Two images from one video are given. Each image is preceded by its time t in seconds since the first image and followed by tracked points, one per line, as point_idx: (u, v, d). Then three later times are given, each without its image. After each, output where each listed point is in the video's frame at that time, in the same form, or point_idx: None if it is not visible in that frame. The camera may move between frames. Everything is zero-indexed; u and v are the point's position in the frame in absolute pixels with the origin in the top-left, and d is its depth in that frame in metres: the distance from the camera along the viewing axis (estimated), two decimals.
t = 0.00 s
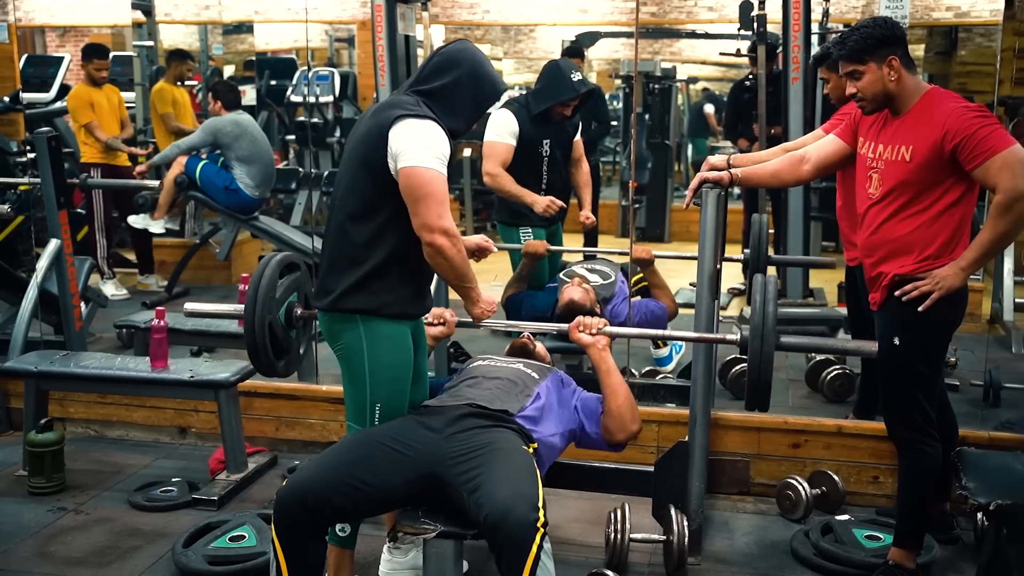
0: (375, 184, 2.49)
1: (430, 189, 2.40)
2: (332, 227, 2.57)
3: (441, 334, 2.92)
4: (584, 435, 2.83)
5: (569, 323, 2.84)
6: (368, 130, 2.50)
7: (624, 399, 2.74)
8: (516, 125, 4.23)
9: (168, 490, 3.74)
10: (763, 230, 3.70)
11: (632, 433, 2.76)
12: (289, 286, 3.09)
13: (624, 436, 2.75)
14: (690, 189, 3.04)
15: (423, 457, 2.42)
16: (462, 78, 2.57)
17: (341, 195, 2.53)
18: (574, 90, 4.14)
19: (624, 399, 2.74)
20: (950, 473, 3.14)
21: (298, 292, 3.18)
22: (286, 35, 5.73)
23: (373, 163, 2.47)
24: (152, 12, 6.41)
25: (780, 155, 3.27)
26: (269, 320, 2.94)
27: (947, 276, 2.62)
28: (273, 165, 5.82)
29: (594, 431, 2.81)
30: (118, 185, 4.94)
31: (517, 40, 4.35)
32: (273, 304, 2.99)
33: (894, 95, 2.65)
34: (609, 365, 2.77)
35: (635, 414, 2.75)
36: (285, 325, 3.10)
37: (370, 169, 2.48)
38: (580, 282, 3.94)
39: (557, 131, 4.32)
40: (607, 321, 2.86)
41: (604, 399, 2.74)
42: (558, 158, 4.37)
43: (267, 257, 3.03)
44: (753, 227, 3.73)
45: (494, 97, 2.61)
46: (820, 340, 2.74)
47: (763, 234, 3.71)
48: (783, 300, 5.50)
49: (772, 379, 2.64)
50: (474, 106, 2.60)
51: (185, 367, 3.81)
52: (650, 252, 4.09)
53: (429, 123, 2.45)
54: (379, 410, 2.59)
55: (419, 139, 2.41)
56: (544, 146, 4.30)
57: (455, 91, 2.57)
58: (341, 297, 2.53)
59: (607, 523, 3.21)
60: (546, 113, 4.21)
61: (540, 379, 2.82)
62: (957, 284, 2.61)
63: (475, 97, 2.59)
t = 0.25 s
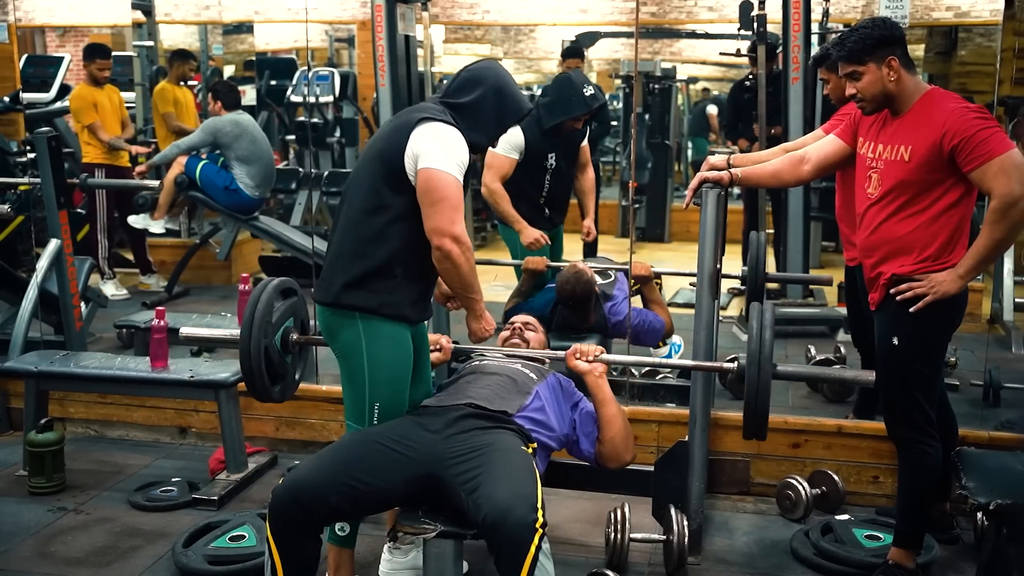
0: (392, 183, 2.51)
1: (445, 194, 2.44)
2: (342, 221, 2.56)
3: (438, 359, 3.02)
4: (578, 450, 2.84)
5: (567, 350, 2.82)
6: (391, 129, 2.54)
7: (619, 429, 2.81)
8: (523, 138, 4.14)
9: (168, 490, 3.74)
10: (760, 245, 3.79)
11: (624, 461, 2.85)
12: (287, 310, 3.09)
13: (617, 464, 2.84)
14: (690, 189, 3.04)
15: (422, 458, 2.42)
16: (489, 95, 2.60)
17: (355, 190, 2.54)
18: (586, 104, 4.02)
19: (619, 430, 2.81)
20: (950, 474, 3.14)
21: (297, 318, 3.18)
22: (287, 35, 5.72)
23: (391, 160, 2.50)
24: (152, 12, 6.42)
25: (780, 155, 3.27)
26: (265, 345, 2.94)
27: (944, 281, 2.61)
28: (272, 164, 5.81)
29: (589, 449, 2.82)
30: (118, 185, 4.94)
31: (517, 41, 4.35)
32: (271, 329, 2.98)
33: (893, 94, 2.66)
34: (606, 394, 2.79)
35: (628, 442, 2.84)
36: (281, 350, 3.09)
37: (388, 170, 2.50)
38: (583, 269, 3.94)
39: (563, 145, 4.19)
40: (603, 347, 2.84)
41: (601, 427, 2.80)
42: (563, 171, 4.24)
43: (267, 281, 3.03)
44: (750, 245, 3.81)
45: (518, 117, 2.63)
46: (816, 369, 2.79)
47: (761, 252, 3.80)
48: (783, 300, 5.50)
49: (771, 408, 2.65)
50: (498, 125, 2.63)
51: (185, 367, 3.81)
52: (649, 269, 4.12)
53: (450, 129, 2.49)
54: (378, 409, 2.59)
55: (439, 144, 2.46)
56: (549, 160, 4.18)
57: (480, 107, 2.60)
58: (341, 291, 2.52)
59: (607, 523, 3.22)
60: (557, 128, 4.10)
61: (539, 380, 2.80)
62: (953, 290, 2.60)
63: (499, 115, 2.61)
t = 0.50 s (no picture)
0: (413, 189, 2.50)
1: (471, 214, 2.46)
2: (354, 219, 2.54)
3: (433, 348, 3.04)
4: (579, 445, 2.83)
5: (565, 340, 2.86)
6: (416, 135, 2.52)
7: (620, 420, 2.77)
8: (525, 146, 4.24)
9: (168, 490, 3.74)
10: (761, 239, 3.74)
11: (626, 452, 2.80)
12: (283, 299, 3.11)
13: (618, 455, 2.79)
14: (690, 189, 3.04)
15: (422, 458, 2.41)
16: (504, 110, 2.63)
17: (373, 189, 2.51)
18: (589, 117, 4.14)
19: (619, 420, 2.77)
20: (950, 474, 3.14)
21: (293, 306, 3.19)
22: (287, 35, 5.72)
23: (415, 166, 2.48)
24: (152, 12, 6.31)
25: (780, 155, 3.27)
26: (261, 332, 2.94)
27: (944, 282, 2.61)
28: (273, 165, 5.82)
29: (589, 443, 2.81)
30: (118, 185, 4.94)
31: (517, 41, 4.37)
32: (267, 317, 2.99)
33: (893, 95, 2.66)
34: (606, 385, 2.79)
35: (630, 434, 2.79)
36: (278, 338, 3.11)
37: (410, 176, 2.49)
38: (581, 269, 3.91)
39: (564, 154, 4.30)
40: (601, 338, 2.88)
41: (600, 418, 2.76)
42: (561, 177, 4.34)
43: (264, 268, 3.04)
44: (751, 239, 3.77)
45: (530, 134, 2.66)
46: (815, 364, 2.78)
47: (762, 246, 3.74)
48: (783, 300, 5.50)
49: (768, 403, 2.65)
50: (511, 141, 2.66)
51: (185, 367, 3.81)
52: (649, 263, 4.09)
53: (478, 146, 2.49)
54: (382, 413, 2.59)
55: (468, 162, 2.46)
56: (546, 166, 4.29)
57: (495, 121, 2.63)
58: (349, 292, 2.51)
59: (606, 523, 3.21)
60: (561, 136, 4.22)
61: (539, 378, 2.79)
62: (953, 292, 2.60)
63: (513, 130, 2.65)
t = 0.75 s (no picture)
0: (436, 198, 2.49)
1: (487, 223, 2.47)
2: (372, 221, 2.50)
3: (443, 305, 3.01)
4: (587, 423, 2.77)
5: (569, 298, 2.77)
6: (445, 143, 2.51)
7: (622, 373, 2.66)
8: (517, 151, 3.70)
9: (168, 490, 3.74)
10: (764, 214, 3.69)
11: (632, 408, 2.68)
12: (289, 255, 3.11)
13: (623, 411, 2.68)
14: (690, 189, 3.04)
15: (424, 455, 2.41)
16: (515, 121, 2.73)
17: (397, 191, 2.49)
18: (591, 125, 3.57)
19: (623, 372, 2.66)
20: (950, 474, 3.13)
21: (297, 262, 3.20)
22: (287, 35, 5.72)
23: (442, 176, 2.48)
24: (152, 11, 6.25)
25: (780, 155, 3.27)
26: (267, 292, 2.95)
27: (944, 284, 2.61)
28: (273, 164, 5.82)
29: (594, 415, 2.75)
30: (118, 184, 4.93)
31: (517, 40, 4.35)
32: (272, 277, 3.00)
33: (893, 95, 2.65)
34: (609, 339, 2.69)
35: (634, 390, 2.67)
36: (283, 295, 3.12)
37: (436, 183, 2.48)
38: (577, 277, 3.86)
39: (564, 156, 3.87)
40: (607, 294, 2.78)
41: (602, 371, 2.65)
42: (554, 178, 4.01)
43: (268, 226, 3.03)
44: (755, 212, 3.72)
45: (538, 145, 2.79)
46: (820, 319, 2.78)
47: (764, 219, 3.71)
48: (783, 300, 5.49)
49: (773, 361, 2.65)
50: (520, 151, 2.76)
51: (185, 367, 3.81)
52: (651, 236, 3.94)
53: (500, 161, 2.52)
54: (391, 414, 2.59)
55: (493, 177, 2.48)
56: (542, 167, 3.88)
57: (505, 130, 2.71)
58: (365, 295, 2.48)
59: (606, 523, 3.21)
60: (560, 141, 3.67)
61: (542, 377, 2.80)
62: (953, 293, 2.60)
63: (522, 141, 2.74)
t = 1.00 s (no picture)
0: (449, 208, 2.48)
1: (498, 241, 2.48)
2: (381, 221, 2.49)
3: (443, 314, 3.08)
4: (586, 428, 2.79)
5: (570, 305, 2.78)
6: (459, 150, 2.49)
7: (624, 380, 2.68)
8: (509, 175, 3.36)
9: (168, 490, 3.74)
10: (763, 218, 3.74)
11: (631, 416, 2.70)
12: (289, 264, 3.10)
13: (624, 418, 2.69)
14: (690, 190, 3.04)
15: (423, 459, 2.42)
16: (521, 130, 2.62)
17: (409, 195, 2.48)
18: (591, 133, 3.75)
19: (623, 380, 2.67)
20: (950, 474, 3.13)
21: (297, 268, 3.19)
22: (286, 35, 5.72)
23: (455, 183, 2.46)
24: (152, 12, 6.27)
25: (780, 155, 3.27)
26: (268, 302, 2.95)
27: (944, 284, 2.61)
28: (273, 164, 5.84)
29: (594, 422, 2.76)
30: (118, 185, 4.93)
31: (517, 40, 4.32)
32: (272, 286, 2.99)
33: (893, 96, 2.65)
34: (610, 347, 2.71)
35: (635, 397, 2.69)
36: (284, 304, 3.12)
37: (450, 192, 2.47)
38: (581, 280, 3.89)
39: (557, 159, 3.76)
40: (609, 301, 2.78)
41: (602, 380, 2.67)
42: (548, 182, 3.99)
43: (267, 236, 3.01)
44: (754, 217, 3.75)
45: (544, 157, 2.65)
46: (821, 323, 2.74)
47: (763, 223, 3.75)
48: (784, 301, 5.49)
49: (773, 369, 2.63)
50: (526, 160, 2.66)
51: (185, 367, 3.81)
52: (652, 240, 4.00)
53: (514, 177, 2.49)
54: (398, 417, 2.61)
55: (506, 191, 2.47)
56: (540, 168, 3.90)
57: (510, 141, 2.62)
58: (376, 299, 2.48)
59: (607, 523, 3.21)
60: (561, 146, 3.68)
61: (542, 379, 2.79)
62: (953, 294, 2.60)
63: (528, 152, 2.63)
